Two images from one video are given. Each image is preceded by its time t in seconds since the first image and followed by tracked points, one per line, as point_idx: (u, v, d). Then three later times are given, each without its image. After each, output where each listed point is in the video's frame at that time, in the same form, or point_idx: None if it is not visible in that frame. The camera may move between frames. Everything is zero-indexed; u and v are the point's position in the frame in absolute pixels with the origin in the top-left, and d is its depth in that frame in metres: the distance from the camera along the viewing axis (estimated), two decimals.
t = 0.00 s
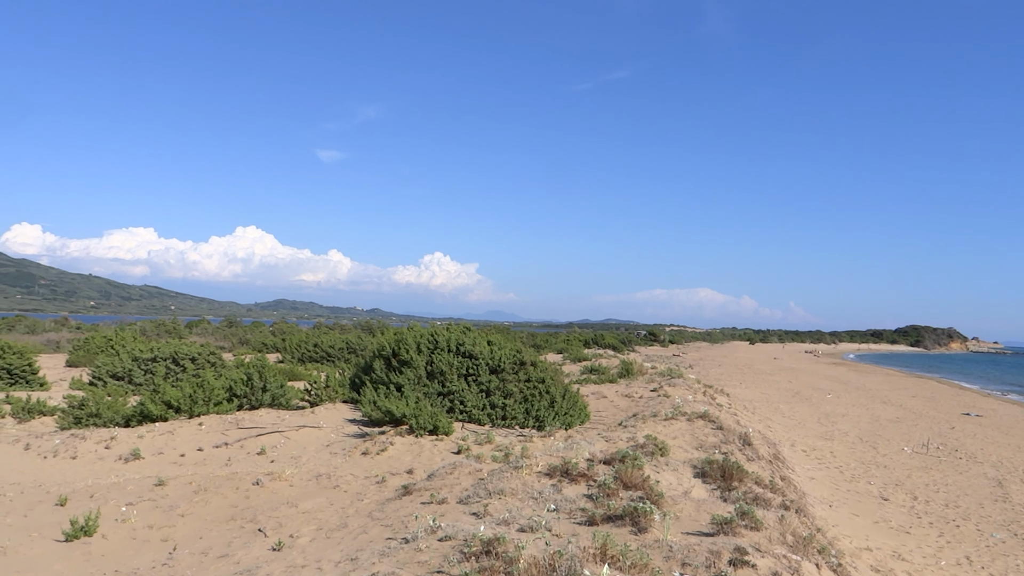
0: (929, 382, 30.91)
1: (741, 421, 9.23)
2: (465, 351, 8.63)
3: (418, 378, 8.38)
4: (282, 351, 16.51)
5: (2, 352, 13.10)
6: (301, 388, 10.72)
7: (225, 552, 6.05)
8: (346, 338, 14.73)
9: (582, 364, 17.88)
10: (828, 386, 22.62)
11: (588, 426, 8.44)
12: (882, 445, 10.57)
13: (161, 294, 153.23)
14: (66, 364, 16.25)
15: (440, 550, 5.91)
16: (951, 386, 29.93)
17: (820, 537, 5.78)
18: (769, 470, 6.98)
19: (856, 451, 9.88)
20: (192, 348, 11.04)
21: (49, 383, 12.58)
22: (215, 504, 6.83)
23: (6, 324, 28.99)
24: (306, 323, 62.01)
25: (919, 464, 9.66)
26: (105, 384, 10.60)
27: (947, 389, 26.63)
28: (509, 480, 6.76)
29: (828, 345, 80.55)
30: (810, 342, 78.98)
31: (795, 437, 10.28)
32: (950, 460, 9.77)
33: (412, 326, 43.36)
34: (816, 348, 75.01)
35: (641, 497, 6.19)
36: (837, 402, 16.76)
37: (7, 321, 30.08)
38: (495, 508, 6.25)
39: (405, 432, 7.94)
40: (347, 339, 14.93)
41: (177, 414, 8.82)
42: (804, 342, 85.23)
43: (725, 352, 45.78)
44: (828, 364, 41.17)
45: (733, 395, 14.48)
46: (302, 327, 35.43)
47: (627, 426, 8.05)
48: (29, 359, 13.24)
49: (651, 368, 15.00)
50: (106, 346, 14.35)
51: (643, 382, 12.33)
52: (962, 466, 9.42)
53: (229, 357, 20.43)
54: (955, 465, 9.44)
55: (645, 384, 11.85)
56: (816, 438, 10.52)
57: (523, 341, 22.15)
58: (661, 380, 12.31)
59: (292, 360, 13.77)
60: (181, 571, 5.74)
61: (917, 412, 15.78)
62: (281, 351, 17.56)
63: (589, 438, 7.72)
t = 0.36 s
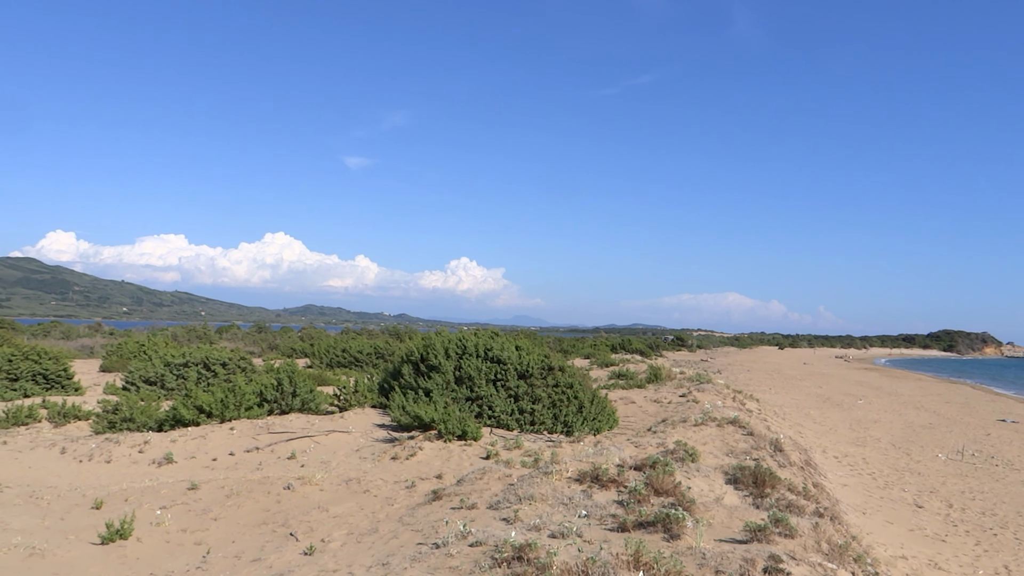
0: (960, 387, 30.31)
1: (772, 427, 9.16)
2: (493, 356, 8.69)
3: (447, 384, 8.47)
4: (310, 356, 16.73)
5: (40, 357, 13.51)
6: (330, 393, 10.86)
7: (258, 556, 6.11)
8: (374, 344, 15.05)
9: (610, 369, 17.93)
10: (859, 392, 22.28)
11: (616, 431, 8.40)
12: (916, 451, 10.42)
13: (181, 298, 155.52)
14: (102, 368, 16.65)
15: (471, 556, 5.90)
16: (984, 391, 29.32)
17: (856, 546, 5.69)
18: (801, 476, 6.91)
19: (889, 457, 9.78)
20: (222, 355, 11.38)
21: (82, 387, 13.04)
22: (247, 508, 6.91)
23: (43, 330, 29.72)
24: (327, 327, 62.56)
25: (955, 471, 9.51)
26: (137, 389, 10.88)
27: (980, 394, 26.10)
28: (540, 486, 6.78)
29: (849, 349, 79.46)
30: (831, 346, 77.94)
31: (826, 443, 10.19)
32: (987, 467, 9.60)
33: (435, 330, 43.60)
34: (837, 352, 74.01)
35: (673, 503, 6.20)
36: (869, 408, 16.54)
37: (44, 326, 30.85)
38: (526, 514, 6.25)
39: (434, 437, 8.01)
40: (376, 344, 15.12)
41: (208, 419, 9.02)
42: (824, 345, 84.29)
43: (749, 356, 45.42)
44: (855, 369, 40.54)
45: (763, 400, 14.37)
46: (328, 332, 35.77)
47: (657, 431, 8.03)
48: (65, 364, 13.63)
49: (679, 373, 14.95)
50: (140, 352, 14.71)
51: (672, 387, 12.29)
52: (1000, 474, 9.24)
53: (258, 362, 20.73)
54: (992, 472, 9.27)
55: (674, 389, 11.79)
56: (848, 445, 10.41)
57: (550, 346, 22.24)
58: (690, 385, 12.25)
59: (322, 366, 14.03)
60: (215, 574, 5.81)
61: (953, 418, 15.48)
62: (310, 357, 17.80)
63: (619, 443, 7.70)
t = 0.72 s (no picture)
0: (991, 387, 29.74)
1: (803, 429, 9.09)
2: (520, 358, 8.73)
3: (474, 385, 8.54)
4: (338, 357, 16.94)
5: (73, 360, 13.71)
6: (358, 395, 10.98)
7: (290, 557, 6.16)
8: (400, 345, 15.32)
9: (637, 370, 17.99)
10: (890, 392, 21.94)
11: (645, 433, 8.37)
12: (951, 453, 10.27)
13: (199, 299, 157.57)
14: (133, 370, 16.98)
15: (502, 557, 5.89)
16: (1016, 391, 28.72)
17: (893, 549, 5.62)
18: (834, 478, 6.85)
19: (923, 459, 9.66)
20: (251, 356, 11.64)
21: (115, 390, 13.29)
22: (279, 509, 7.00)
23: (75, 333, 30.27)
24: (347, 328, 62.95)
25: (992, 473, 9.35)
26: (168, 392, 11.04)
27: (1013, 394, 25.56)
28: (570, 488, 6.81)
29: (869, 347, 78.37)
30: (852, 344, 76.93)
31: (858, 444, 10.11)
32: None
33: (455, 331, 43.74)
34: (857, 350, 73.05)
35: (705, 506, 6.23)
36: (902, 409, 16.31)
37: (76, 330, 31.48)
38: (557, 516, 6.26)
39: (462, 438, 8.07)
40: (402, 347, 15.28)
41: (239, 421, 9.22)
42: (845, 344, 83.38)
43: (773, 356, 45.08)
44: (881, 368, 39.95)
45: (792, 401, 14.27)
46: (352, 333, 36.03)
47: (686, 433, 8.03)
48: (98, 367, 13.91)
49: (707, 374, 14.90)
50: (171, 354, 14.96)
51: (701, 387, 12.24)
52: None
53: (286, 364, 20.98)
54: None
55: (703, 390, 11.72)
56: (881, 446, 10.30)
57: (577, 347, 22.34)
58: (718, 386, 12.17)
59: (350, 368, 14.29)
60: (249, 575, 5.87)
61: (989, 419, 15.17)
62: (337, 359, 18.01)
63: (648, 445, 7.68)
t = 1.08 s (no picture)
0: None
1: (835, 429, 9.07)
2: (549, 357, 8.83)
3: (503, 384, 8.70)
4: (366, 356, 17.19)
5: (107, 359, 13.92)
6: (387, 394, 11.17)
7: (324, 554, 6.26)
8: (428, 344, 15.61)
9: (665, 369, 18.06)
10: (922, 392, 21.62)
11: (675, 432, 8.41)
12: (987, 454, 10.15)
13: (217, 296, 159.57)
14: (165, 369, 17.25)
15: (535, 556, 5.93)
16: None
17: (931, 550, 5.59)
18: (869, 479, 6.85)
19: (958, 460, 9.58)
20: (281, 356, 11.95)
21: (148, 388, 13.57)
22: (311, 507, 7.19)
23: (108, 331, 30.91)
24: (367, 327, 63.50)
25: None
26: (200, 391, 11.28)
27: None
28: (601, 487, 6.91)
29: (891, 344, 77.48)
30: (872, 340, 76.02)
31: (892, 445, 10.08)
32: None
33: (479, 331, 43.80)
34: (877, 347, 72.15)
35: (738, 506, 6.29)
36: (936, 409, 16.11)
37: (110, 329, 32.21)
38: (590, 515, 6.33)
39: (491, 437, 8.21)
40: (431, 346, 15.50)
41: (270, 419, 9.44)
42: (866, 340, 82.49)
43: (798, 354, 44.73)
44: (907, 367, 39.36)
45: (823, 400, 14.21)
46: (376, 332, 36.27)
47: (717, 433, 8.10)
48: (131, 365, 14.17)
49: (736, 373, 14.89)
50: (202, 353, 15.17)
51: (731, 387, 12.25)
52: None
53: (317, 363, 21.30)
54: None
55: (732, 389, 11.71)
56: (914, 446, 10.24)
57: (606, 347, 22.48)
58: (748, 385, 12.15)
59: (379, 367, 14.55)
60: (284, 572, 5.97)
61: None
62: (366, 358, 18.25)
63: (679, 444, 7.75)
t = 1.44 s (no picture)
0: None
1: (872, 427, 9.02)
2: (580, 355, 9.01)
3: (535, 383, 8.96)
4: (398, 354, 17.53)
5: (143, 358, 14.15)
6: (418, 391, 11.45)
7: (360, 551, 6.36)
8: (457, 342, 15.89)
9: (697, 367, 18.17)
10: (960, 390, 21.25)
11: (708, 430, 8.56)
12: None
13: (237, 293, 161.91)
14: (199, 368, 17.54)
15: (571, 555, 5.95)
16: None
17: (976, 551, 5.55)
18: (907, 477, 7.00)
19: (999, 459, 9.45)
20: (313, 354, 12.12)
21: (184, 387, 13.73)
22: (346, 504, 7.41)
23: (146, 330, 31.67)
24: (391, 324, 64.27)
25: None
26: (234, 388, 11.61)
27: None
28: (637, 485, 7.14)
29: (917, 339, 76.43)
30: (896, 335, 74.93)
31: (930, 444, 10.01)
32: None
33: (503, 329, 43.77)
34: (901, 342, 71.15)
35: (776, 506, 6.31)
36: (977, 407, 15.84)
37: (147, 328, 32.93)
38: (625, 515, 6.41)
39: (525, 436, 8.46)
40: (461, 344, 15.83)
41: (304, 417, 9.72)
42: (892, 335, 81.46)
43: (826, 350, 44.36)
44: (938, 364, 38.66)
45: (859, 399, 14.13)
46: (403, 331, 36.47)
47: (752, 431, 8.29)
48: (167, 364, 14.31)
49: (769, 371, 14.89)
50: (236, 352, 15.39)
51: (764, 384, 12.27)
52: None
53: (350, 361, 21.76)
54: None
55: (765, 387, 11.77)
56: (953, 446, 10.14)
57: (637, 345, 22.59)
58: (782, 383, 12.16)
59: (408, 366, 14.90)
60: (321, 568, 6.08)
61: None
62: (397, 356, 18.59)
63: (713, 442, 8.04)
